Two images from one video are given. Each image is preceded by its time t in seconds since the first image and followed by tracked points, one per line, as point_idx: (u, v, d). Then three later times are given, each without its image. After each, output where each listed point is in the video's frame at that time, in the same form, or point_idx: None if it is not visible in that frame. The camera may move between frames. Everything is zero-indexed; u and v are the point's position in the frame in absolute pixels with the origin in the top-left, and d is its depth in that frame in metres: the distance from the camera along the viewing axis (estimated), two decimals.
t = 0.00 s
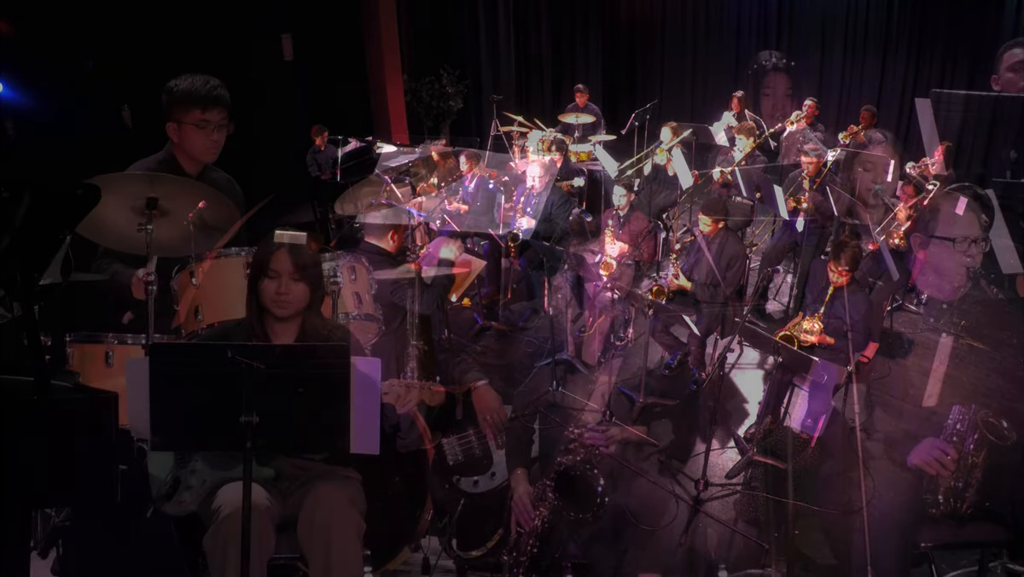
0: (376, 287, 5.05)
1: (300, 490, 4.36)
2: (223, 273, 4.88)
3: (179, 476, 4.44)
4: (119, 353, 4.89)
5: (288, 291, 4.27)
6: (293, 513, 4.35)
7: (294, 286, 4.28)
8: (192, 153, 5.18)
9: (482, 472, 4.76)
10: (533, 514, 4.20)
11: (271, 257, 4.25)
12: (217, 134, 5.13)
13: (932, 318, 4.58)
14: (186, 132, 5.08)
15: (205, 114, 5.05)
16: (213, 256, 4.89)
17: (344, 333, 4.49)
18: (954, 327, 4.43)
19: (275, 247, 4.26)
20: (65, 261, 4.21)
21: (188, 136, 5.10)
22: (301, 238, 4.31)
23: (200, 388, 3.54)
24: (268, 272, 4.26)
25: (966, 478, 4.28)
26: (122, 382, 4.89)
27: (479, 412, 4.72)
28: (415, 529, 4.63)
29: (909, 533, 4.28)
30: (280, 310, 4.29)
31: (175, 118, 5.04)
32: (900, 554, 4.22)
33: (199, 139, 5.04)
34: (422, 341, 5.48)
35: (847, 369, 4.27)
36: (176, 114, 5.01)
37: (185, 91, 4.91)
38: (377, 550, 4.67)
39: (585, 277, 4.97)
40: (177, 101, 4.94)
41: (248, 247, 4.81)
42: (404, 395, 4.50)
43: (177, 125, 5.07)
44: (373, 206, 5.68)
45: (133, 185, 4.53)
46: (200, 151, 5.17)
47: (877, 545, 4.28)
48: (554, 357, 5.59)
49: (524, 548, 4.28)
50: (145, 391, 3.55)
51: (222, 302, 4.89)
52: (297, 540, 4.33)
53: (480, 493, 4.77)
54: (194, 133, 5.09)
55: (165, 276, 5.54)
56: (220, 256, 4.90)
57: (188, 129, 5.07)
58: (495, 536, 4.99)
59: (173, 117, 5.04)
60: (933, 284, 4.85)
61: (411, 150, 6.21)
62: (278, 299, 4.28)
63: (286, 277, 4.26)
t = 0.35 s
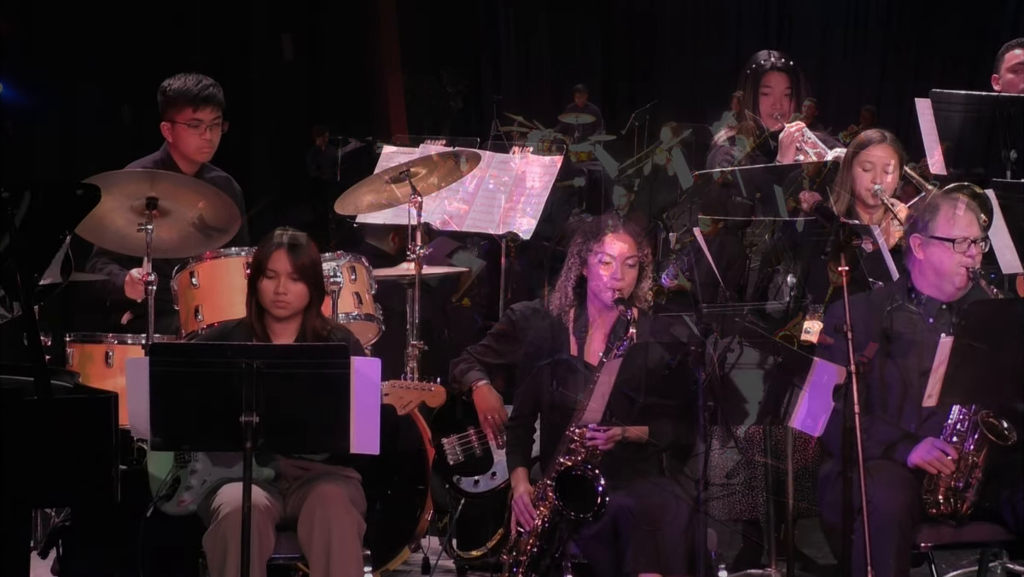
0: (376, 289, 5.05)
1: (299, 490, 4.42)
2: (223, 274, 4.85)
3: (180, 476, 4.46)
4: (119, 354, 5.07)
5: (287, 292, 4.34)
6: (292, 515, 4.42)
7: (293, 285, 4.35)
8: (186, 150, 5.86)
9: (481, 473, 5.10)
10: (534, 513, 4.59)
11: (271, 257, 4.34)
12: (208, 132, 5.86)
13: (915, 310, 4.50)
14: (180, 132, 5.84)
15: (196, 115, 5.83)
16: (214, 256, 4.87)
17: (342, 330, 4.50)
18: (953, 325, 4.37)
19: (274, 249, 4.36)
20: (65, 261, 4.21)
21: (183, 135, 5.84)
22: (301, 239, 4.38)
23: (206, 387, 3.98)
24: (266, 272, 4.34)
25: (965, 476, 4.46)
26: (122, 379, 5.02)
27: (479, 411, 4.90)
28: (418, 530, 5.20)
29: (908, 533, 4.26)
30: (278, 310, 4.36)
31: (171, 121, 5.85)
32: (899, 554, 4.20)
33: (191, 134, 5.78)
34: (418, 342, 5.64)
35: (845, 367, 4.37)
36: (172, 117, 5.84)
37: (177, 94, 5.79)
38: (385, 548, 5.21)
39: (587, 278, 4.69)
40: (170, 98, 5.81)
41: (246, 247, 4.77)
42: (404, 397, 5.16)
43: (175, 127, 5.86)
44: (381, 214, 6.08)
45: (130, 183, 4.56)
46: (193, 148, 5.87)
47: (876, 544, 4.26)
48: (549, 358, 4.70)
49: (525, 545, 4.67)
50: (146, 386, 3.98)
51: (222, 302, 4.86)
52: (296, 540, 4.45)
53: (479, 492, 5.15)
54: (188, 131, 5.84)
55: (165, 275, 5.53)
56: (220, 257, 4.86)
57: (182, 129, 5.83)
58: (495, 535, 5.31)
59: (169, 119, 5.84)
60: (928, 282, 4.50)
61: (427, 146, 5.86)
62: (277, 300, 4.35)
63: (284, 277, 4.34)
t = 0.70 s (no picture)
0: (376, 288, 5.06)
1: (300, 490, 4.45)
2: (223, 273, 4.85)
3: (180, 475, 4.48)
4: (119, 353, 5.06)
5: (287, 292, 4.34)
6: (293, 515, 4.45)
7: (292, 285, 4.36)
8: (184, 148, 5.85)
9: (481, 473, 5.02)
10: (534, 513, 4.50)
11: (269, 258, 4.35)
12: (205, 130, 5.84)
13: (915, 308, 4.50)
14: (177, 130, 5.83)
15: (194, 112, 5.81)
16: (214, 256, 4.87)
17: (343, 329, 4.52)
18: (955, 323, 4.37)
19: (273, 249, 4.37)
20: (66, 261, 4.19)
21: (180, 133, 5.83)
22: (301, 240, 4.39)
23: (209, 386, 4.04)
24: (266, 272, 4.35)
25: (967, 476, 4.41)
26: (122, 379, 5.02)
27: (479, 411, 4.76)
28: (417, 530, 5.16)
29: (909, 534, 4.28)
30: (278, 310, 4.36)
31: (169, 119, 5.85)
32: (899, 554, 4.22)
33: (189, 132, 5.76)
34: (418, 342, 5.62)
35: (846, 367, 4.39)
36: (169, 115, 5.84)
37: (174, 91, 5.78)
38: (382, 548, 5.19)
39: (587, 277, 4.62)
40: (168, 97, 5.81)
41: (247, 247, 4.77)
42: (404, 398, 5.08)
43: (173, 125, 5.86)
44: (380, 214, 5.98)
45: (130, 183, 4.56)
46: (190, 147, 5.84)
47: (876, 544, 4.27)
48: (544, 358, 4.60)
49: (525, 546, 4.55)
50: (148, 386, 4.03)
51: (223, 302, 4.85)
52: (296, 540, 4.42)
53: (479, 492, 5.07)
54: (184, 129, 5.82)
55: (164, 274, 5.52)
56: (220, 257, 4.85)
57: (179, 126, 5.82)
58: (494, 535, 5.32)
59: (166, 118, 5.83)
60: (928, 283, 4.49)
61: (425, 145, 5.82)
62: (276, 299, 4.36)
63: (284, 276, 4.34)
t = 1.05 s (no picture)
0: (375, 288, 5.05)
1: (299, 490, 4.46)
2: (223, 273, 4.83)
3: (180, 476, 4.49)
4: (119, 353, 5.06)
5: (296, 297, 4.38)
6: (293, 515, 4.46)
7: (301, 290, 4.40)
8: (192, 150, 5.83)
9: (481, 473, 4.99)
10: (534, 513, 4.51)
11: (278, 267, 4.36)
12: (216, 133, 5.85)
13: (915, 308, 4.50)
14: (189, 133, 5.80)
15: (204, 114, 5.81)
16: (214, 256, 4.85)
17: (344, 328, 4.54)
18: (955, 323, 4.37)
19: (278, 256, 4.37)
20: (66, 261, 4.19)
21: (190, 136, 5.80)
22: (301, 242, 4.40)
23: (210, 386, 4.07)
24: (276, 280, 4.36)
25: (966, 476, 4.41)
26: (122, 379, 5.02)
27: (479, 412, 4.74)
28: (417, 530, 5.16)
29: (909, 534, 4.28)
30: (288, 315, 4.39)
31: (180, 123, 5.80)
32: (899, 553, 4.23)
33: (203, 136, 5.76)
34: (418, 342, 5.62)
35: (845, 367, 4.39)
36: (179, 117, 5.79)
37: (184, 94, 5.75)
38: (382, 549, 5.19)
39: (583, 277, 4.63)
40: (180, 98, 5.76)
41: (247, 247, 4.75)
42: (405, 399, 5.07)
43: (181, 128, 5.81)
44: (379, 214, 5.97)
45: (130, 182, 4.55)
46: (201, 150, 5.83)
47: (876, 543, 4.28)
48: (542, 359, 4.60)
49: (525, 546, 4.55)
50: (148, 387, 4.06)
51: (223, 303, 4.82)
52: (296, 540, 4.44)
53: (479, 493, 5.04)
54: (195, 132, 5.80)
55: (164, 274, 5.52)
56: (220, 257, 4.84)
57: (190, 129, 5.79)
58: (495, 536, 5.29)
59: (175, 119, 5.79)
60: (928, 282, 4.49)
61: (425, 145, 5.82)
62: (286, 306, 4.38)
63: (293, 283, 4.37)
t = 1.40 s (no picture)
0: (375, 288, 5.05)
1: (299, 490, 4.47)
2: (223, 274, 4.81)
3: (180, 476, 4.49)
4: (119, 353, 5.05)
5: (297, 297, 4.38)
6: (293, 515, 4.47)
7: (302, 290, 4.40)
8: (204, 151, 5.69)
9: (480, 473, 4.98)
10: (534, 513, 4.51)
11: (278, 268, 4.35)
12: (226, 134, 5.72)
13: (915, 307, 4.49)
14: (201, 132, 5.65)
15: (213, 115, 5.68)
16: (214, 256, 4.84)
17: (344, 329, 4.56)
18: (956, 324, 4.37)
19: (278, 256, 4.37)
20: (66, 261, 4.19)
21: (203, 136, 5.66)
22: (300, 242, 4.41)
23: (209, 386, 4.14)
24: (277, 281, 4.36)
25: (966, 475, 4.43)
26: (122, 380, 5.02)
27: (479, 412, 4.73)
28: (417, 530, 5.15)
29: (909, 534, 4.28)
30: (290, 316, 4.39)
31: (193, 121, 5.65)
32: (899, 554, 4.23)
33: (217, 136, 5.63)
34: (418, 343, 5.61)
35: (845, 367, 4.39)
36: (193, 117, 5.64)
37: (199, 93, 5.62)
38: (383, 549, 5.19)
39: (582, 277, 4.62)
40: (193, 97, 5.62)
41: (247, 247, 4.74)
42: (404, 399, 5.06)
43: (194, 128, 5.66)
44: (379, 214, 5.97)
45: (130, 184, 4.53)
46: (211, 151, 5.69)
47: (875, 544, 4.29)
48: (542, 360, 4.59)
49: (525, 546, 4.55)
50: (148, 387, 4.13)
51: (223, 303, 4.81)
52: (296, 540, 4.45)
53: (479, 493, 5.02)
54: (208, 132, 5.67)
55: (164, 274, 5.52)
56: (220, 257, 4.82)
57: (203, 128, 5.65)
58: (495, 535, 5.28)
59: (185, 118, 5.63)
60: (928, 282, 4.49)
61: (425, 145, 5.81)
62: (288, 307, 4.39)
63: (294, 284, 4.37)
